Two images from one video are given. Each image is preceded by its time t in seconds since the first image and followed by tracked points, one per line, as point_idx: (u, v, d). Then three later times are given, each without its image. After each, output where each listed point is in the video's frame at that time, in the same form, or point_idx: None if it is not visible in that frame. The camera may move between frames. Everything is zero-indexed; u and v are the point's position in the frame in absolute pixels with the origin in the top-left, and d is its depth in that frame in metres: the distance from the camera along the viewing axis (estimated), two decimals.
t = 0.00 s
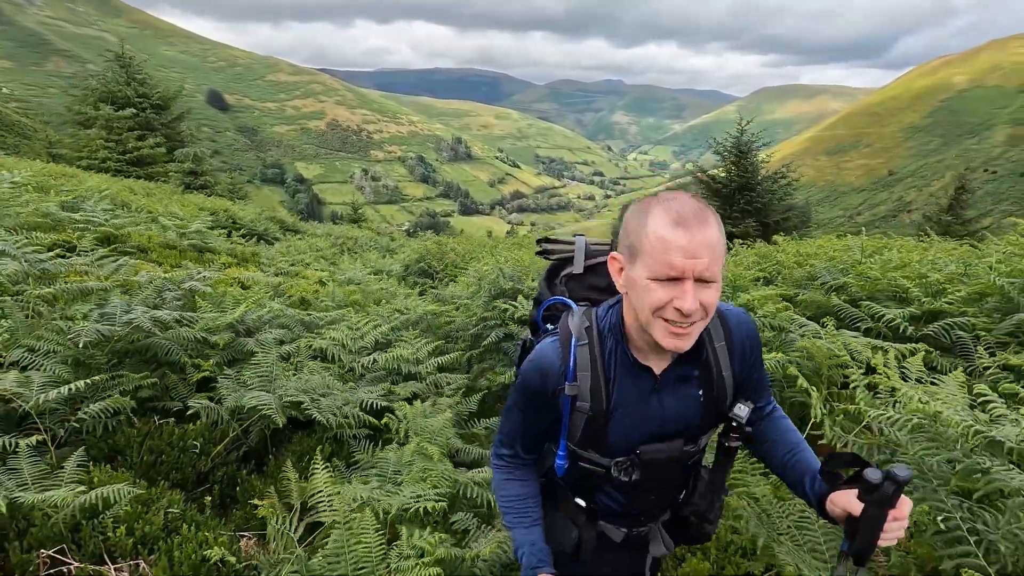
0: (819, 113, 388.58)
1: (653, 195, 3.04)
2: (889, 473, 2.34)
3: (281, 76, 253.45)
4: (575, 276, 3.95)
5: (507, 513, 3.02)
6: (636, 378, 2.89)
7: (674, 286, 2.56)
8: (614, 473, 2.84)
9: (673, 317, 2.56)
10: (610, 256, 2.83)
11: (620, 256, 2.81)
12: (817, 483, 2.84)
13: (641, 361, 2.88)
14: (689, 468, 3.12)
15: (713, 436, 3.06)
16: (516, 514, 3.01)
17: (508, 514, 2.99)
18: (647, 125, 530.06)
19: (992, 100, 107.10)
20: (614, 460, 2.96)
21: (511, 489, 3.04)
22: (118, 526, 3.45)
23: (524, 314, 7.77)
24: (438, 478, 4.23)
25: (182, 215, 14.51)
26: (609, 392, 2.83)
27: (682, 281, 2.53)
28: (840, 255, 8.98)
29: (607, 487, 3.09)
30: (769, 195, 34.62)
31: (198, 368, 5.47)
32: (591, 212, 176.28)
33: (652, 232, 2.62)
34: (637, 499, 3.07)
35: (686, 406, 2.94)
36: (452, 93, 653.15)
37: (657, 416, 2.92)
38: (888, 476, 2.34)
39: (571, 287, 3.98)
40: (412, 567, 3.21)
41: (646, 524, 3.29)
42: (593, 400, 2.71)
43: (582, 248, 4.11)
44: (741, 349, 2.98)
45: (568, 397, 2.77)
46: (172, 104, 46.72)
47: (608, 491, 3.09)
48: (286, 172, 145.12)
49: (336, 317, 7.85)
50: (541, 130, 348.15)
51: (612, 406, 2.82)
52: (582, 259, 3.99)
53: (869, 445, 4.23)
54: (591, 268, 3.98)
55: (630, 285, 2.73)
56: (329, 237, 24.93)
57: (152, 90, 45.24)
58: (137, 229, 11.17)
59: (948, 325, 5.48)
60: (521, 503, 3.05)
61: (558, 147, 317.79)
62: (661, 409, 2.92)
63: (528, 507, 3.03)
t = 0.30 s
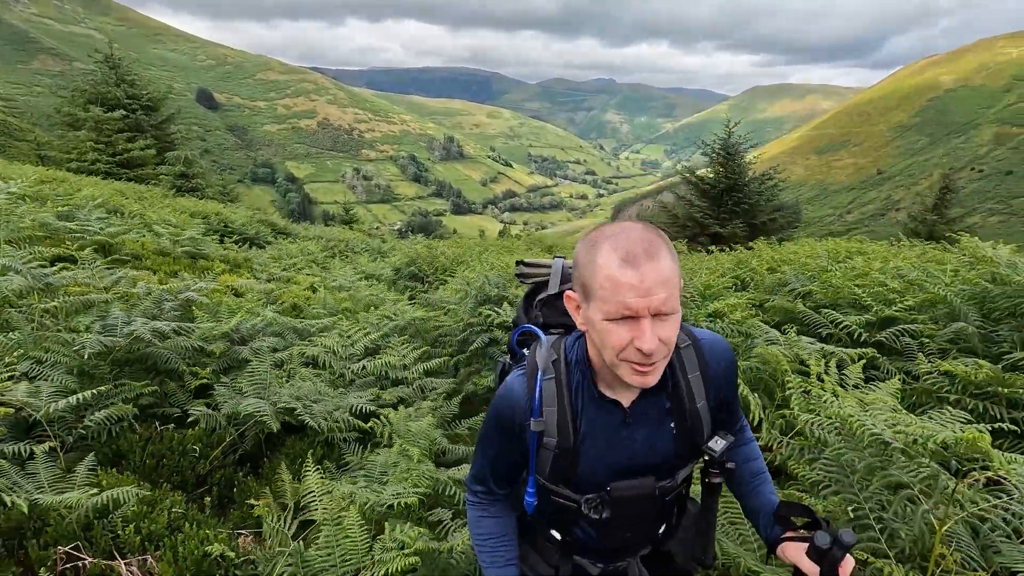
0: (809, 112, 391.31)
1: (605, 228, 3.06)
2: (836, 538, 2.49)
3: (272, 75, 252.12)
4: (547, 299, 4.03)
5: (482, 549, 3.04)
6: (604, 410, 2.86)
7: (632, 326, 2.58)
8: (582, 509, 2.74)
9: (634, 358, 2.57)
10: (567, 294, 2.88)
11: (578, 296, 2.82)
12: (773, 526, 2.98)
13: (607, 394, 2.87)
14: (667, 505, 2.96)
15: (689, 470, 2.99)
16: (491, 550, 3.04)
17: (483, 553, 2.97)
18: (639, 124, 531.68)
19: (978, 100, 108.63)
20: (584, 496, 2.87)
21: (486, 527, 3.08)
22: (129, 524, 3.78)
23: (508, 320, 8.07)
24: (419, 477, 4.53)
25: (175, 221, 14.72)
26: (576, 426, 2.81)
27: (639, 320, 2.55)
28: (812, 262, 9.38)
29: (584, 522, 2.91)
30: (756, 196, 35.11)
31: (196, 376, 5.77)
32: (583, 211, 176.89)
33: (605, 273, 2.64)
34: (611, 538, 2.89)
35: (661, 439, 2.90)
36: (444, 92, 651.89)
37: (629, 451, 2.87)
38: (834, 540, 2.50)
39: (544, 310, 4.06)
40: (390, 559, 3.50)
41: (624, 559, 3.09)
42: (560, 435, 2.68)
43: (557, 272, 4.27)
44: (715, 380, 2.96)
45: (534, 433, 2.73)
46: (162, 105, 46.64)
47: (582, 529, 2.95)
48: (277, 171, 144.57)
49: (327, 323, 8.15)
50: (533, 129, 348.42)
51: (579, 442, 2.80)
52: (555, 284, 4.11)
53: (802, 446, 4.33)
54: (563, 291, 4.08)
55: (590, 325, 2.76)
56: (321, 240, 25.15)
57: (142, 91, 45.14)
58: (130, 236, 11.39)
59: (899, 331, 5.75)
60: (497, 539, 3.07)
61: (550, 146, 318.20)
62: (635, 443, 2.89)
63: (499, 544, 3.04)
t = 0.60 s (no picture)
0: (802, 107, 392.61)
1: (594, 231, 2.92)
2: None
3: (263, 70, 250.64)
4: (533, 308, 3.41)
5: (468, 553, 2.98)
6: (583, 418, 2.79)
7: (610, 341, 2.49)
8: (556, 516, 2.69)
9: (608, 376, 2.49)
10: (546, 301, 2.79)
11: (558, 305, 2.72)
12: (750, 548, 2.98)
13: (586, 404, 2.78)
14: (651, 517, 2.88)
15: (670, 484, 2.89)
16: (476, 551, 2.97)
17: (467, 554, 2.93)
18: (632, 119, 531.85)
19: (968, 94, 109.63)
20: (561, 502, 2.81)
21: (471, 530, 3.00)
22: (136, 504, 4.04)
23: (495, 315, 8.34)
24: (409, 459, 4.84)
25: (169, 218, 14.85)
26: (553, 430, 2.75)
27: (615, 339, 2.45)
28: (790, 257, 9.74)
29: (564, 529, 2.87)
30: (747, 191, 35.47)
31: (194, 370, 6.02)
32: (577, 206, 177.09)
33: (583, 287, 2.54)
34: (590, 545, 2.84)
35: (641, 449, 2.84)
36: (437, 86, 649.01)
37: (607, 458, 2.82)
38: None
39: (534, 319, 3.48)
40: (378, 532, 3.75)
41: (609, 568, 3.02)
42: (535, 440, 2.64)
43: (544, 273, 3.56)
44: (701, 395, 2.86)
45: (509, 436, 2.68)
46: (153, 100, 46.38)
47: (562, 535, 2.90)
48: (269, 166, 143.85)
49: (321, 319, 8.39)
50: (527, 124, 347.74)
51: (555, 447, 2.74)
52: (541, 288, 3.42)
53: (755, 427, 4.73)
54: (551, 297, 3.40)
55: (566, 337, 2.67)
56: (314, 236, 25.31)
57: (132, 87, 44.90)
58: (126, 233, 11.56)
59: (863, 323, 6.06)
60: (484, 541, 3.01)
61: (544, 141, 317.86)
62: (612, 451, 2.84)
63: (479, 547, 2.97)
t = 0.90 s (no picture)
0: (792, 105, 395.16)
1: (653, 228, 2.81)
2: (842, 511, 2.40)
3: (252, 66, 248.91)
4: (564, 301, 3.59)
5: (477, 528, 2.99)
6: (614, 412, 2.86)
7: (660, 346, 2.46)
8: (581, 508, 2.74)
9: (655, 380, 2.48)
10: (595, 292, 2.71)
11: (611, 300, 2.65)
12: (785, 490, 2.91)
13: (619, 396, 2.84)
14: (669, 513, 2.97)
15: (690, 481, 2.99)
16: (487, 530, 2.99)
17: (478, 529, 2.94)
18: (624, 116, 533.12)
19: (955, 92, 111.15)
20: (586, 495, 2.87)
21: (486, 506, 3.04)
22: (157, 490, 4.40)
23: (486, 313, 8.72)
24: (407, 449, 5.18)
25: (165, 220, 15.07)
26: (586, 419, 2.80)
27: (669, 348, 2.42)
28: (766, 257, 10.22)
29: (584, 524, 2.93)
30: (735, 190, 36.01)
31: (200, 367, 6.36)
32: (569, 204, 177.61)
33: (643, 291, 2.46)
34: (608, 540, 2.92)
35: (666, 446, 2.90)
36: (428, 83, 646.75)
37: (632, 452, 2.87)
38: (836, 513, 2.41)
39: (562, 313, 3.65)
40: (382, 511, 4.13)
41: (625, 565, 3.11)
42: (568, 427, 2.69)
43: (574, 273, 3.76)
44: (724, 393, 2.96)
45: (542, 423, 2.75)
46: (142, 99, 46.24)
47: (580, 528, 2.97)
48: (259, 165, 143.12)
49: (318, 318, 8.73)
50: (518, 122, 347.68)
51: (587, 437, 2.79)
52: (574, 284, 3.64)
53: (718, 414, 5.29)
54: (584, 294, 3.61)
55: (615, 334, 2.63)
56: (307, 236, 25.56)
57: (122, 86, 44.74)
58: (124, 236, 11.79)
59: (828, 320, 6.51)
60: (495, 519, 3.02)
61: (536, 139, 318.02)
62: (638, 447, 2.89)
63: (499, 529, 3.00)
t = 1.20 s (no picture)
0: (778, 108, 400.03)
1: (663, 265, 2.81)
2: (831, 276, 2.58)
3: (238, 70, 247.54)
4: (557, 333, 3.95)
5: (476, 557, 3.01)
6: (624, 435, 2.88)
7: (662, 388, 2.52)
8: (598, 537, 2.75)
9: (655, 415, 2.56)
10: (603, 325, 2.79)
11: (617, 336, 2.71)
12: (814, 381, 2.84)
13: (627, 420, 2.86)
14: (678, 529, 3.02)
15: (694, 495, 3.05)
16: (485, 559, 3.00)
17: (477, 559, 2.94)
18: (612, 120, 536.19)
19: (936, 96, 113.36)
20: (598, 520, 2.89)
21: (482, 535, 3.04)
22: (163, 491, 4.67)
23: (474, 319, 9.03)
24: (398, 449, 5.45)
25: (156, 228, 15.17)
26: (595, 447, 2.82)
27: (670, 388, 2.48)
28: (744, 263, 10.63)
29: (594, 550, 2.95)
30: (720, 194, 36.52)
31: (198, 374, 6.60)
32: (557, 207, 178.17)
33: (646, 335, 2.51)
34: (622, 565, 2.92)
35: (674, 467, 2.94)
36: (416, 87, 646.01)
37: (641, 475, 2.91)
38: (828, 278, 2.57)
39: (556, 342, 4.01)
40: (375, 508, 4.41)
41: None
42: (582, 456, 2.71)
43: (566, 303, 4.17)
44: (723, 401, 3.03)
45: (556, 452, 2.75)
46: (128, 104, 45.93)
47: (593, 555, 2.99)
48: (246, 168, 142.17)
49: (311, 326, 8.96)
50: (507, 125, 348.40)
51: (600, 464, 2.82)
52: (565, 316, 4.01)
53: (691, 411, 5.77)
54: (574, 324, 3.99)
55: (620, 366, 2.70)
56: (297, 242, 25.66)
57: (108, 91, 44.44)
58: (117, 245, 11.92)
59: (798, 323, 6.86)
60: (492, 550, 3.02)
61: (525, 142, 318.76)
62: (648, 468, 2.92)
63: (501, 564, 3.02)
